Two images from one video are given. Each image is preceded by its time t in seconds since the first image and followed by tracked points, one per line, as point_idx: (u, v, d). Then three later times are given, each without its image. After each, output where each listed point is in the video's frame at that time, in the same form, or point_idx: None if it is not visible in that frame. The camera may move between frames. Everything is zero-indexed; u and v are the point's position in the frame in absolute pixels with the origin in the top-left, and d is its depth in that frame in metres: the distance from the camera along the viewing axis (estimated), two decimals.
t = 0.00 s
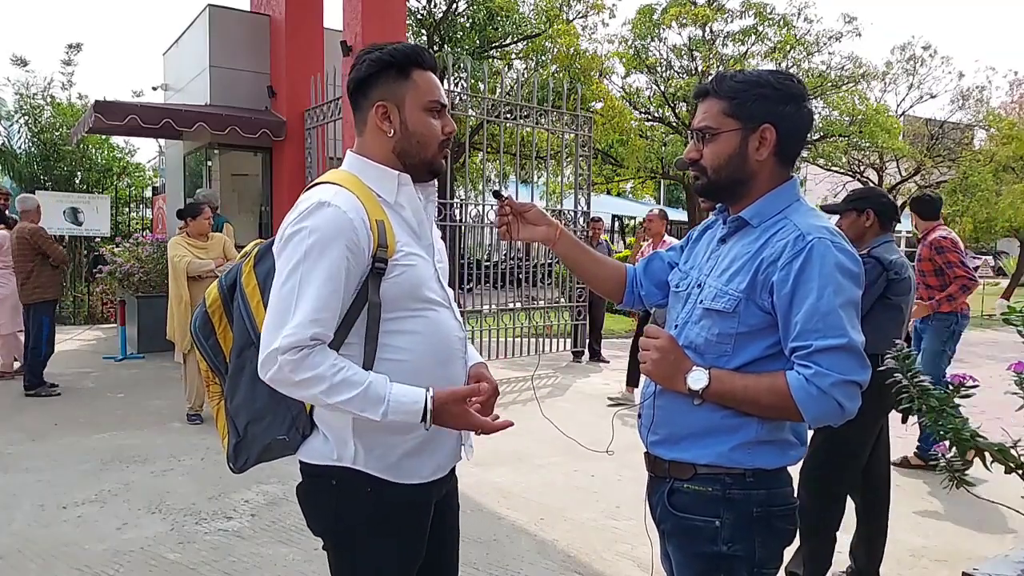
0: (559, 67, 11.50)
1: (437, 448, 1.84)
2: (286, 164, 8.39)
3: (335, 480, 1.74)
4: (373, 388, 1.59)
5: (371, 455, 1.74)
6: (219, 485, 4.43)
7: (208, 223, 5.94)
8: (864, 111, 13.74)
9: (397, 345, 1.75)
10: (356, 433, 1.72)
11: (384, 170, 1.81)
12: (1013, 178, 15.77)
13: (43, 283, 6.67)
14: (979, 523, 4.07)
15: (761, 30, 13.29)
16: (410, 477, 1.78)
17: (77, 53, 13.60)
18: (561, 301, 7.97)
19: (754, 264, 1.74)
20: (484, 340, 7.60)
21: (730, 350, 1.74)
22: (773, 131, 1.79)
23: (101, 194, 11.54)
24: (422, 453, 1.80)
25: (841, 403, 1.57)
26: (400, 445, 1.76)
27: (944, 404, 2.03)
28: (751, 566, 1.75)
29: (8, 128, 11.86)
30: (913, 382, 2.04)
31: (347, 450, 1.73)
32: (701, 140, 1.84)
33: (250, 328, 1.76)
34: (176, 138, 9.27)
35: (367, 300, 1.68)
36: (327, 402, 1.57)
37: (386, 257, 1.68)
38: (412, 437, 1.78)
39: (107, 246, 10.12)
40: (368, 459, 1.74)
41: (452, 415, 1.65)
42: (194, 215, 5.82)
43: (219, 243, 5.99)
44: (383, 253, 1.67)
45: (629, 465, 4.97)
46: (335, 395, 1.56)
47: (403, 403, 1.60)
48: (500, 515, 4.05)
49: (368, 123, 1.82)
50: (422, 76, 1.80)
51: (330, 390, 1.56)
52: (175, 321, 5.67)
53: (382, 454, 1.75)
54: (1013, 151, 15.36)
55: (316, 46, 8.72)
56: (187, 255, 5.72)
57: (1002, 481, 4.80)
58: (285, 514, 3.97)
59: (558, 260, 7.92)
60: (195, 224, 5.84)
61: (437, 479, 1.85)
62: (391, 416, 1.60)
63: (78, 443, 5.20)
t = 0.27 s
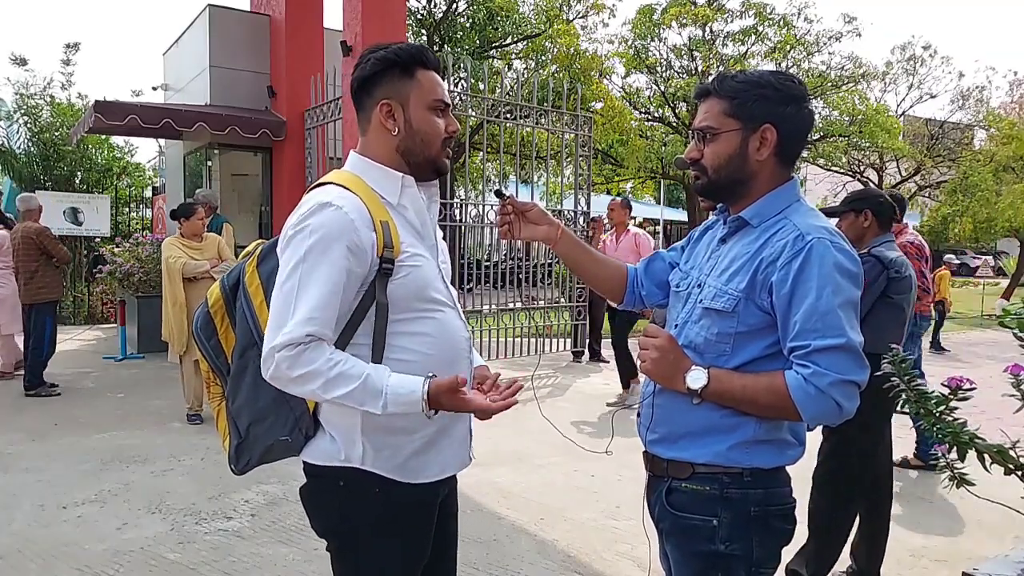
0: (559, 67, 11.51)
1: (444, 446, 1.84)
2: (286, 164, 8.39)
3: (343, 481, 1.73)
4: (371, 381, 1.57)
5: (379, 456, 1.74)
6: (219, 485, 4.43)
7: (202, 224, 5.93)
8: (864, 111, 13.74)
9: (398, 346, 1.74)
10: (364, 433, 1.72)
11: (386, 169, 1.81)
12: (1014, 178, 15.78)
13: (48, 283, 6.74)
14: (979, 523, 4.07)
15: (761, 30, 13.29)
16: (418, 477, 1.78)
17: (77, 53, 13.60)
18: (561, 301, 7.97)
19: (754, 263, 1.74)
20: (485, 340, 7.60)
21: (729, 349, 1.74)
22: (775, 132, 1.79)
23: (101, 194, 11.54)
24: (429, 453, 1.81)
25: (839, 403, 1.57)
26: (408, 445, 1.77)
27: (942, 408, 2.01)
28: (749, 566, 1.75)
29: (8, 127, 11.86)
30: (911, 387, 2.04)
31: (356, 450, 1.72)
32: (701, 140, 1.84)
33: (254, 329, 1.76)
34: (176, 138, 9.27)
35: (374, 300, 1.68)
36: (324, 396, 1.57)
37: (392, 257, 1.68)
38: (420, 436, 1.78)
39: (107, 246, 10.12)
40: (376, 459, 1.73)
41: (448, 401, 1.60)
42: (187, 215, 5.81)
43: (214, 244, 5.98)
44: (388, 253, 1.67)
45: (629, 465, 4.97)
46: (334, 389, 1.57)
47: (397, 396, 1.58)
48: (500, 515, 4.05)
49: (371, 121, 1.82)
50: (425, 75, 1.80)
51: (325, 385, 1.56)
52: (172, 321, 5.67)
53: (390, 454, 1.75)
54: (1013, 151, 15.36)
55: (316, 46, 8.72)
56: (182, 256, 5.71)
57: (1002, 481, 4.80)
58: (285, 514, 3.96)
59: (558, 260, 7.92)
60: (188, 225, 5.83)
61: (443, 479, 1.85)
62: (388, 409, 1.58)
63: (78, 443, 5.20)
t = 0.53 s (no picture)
0: (559, 67, 11.52)
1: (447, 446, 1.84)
2: (286, 164, 8.39)
3: (345, 481, 1.73)
4: (387, 389, 1.56)
5: (382, 455, 1.74)
6: (219, 485, 4.42)
7: (198, 224, 5.94)
8: (864, 111, 13.74)
9: (401, 347, 1.74)
10: (367, 433, 1.72)
11: (390, 168, 1.81)
12: (1013, 178, 15.78)
13: (54, 283, 6.78)
14: (979, 523, 4.07)
15: (761, 30, 13.29)
16: (421, 475, 1.78)
17: (77, 53, 13.60)
18: (561, 301, 7.98)
19: (755, 263, 1.73)
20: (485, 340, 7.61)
21: (729, 349, 1.74)
22: (777, 132, 1.78)
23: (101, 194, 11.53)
24: (432, 452, 1.80)
25: (839, 402, 1.57)
26: (411, 445, 1.76)
27: (943, 406, 2.00)
28: (749, 566, 1.75)
29: (8, 127, 11.86)
30: (913, 385, 2.03)
31: (358, 450, 1.72)
32: (704, 139, 1.84)
33: (255, 328, 1.76)
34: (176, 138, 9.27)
35: (371, 304, 1.68)
36: (337, 401, 1.55)
37: (391, 258, 1.68)
38: (424, 437, 1.78)
39: (107, 246, 10.12)
40: (379, 459, 1.73)
41: (462, 422, 1.60)
42: (184, 216, 5.82)
43: (210, 245, 5.98)
44: (388, 255, 1.67)
45: (629, 465, 4.97)
46: (348, 396, 1.55)
47: (415, 409, 1.58)
48: (500, 515, 4.05)
49: (374, 120, 1.82)
50: (429, 75, 1.81)
51: (341, 390, 1.54)
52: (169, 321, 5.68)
53: (394, 453, 1.74)
54: (1013, 151, 15.37)
55: (316, 46, 8.72)
56: (179, 257, 5.72)
57: (1002, 480, 4.80)
58: (285, 514, 3.96)
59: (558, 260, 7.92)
60: (184, 226, 5.83)
61: (445, 479, 1.85)
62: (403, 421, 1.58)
63: (78, 443, 5.19)
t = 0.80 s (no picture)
0: (559, 67, 11.55)
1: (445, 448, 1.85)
2: (286, 164, 8.39)
3: (344, 482, 1.74)
4: (381, 403, 1.61)
5: (380, 457, 1.74)
6: (219, 485, 4.42)
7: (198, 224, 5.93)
8: (864, 111, 13.74)
9: (402, 348, 1.74)
10: (366, 435, 1.72)
11: (395, 169, 1.81)
12: (1013, 178, 15.80)
13: (60, 282, 6.82)
14: (979, 523, 4.07)
15: (761, 30, 13.29)
16: (418, 479, 1.79)
17: (77, 53, 13.60)
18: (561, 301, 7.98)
19: (757, 263, 1.73)
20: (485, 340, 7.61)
21: (731, 349, 1.74)
22: (779, 132, 1.78)
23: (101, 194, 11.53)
24: (430, 456, 1.81)
25: (842, 401, 1.57)
26: (409, 447, 1.77)
27: (942, 407, 2.00)
28: (751, 567, 1.75)
29: (8, 127, 11.87)
30: (912, 386, 2.02)
31: (357, 451, 1.73)
32: (706, 140, 1.84)
33: (258, 328, 1.76)
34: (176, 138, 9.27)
35: (370, 305, 1.68)
36: (336, 411, 1.58)
37: (393, 258, 1.68)
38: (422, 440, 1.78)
39: (108, 246, 10.11)
40: (377, 460, 1.74)
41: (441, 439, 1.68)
42: (184, 216, 5.81)
43: (210, 245, 5.98)
44: (390, 254, 1.67)
45: (629, 465, 4.97)
46: (346, 408, 1.58)
47: (406, 426, 1.63)
48: (500, 515, 4.05)
49: (380, 122, 1.82)
50: (434, 76, 1.81)
51: (343, 401, 1.57)
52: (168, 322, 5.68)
53: (392, 456, 1.75)
54: (1013, 151, 15.38)
55: (316, 47, 8.72)
56: (178, 257, 5.72)
57: (1002, 481, 4.80)
58: (285, 514, 3.96)
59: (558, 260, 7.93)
60: (184, 226, 5.83)
61: (444, 480, 1.85)
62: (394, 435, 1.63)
63: (78, 443, 5.19)
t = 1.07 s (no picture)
0: (560, 67, 11.68)
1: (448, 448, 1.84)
2: (286, 164, 8.39)
3: (346, 483, 1.74)
4: (370, 394, 1.59)
5: (382, 457, 1.74)
6: (219, 485, 4.42)
7: (199, 224, 5.93)
8: (864, 111, 13.74)
9: (404, 347, 1.74)
10: (368, 435, 1.72)
11: (400, 169, 1.81)
12: (1013, 178, 15.82)
13: (61, 280, 6.83)
14: (979, 523, 4.07)
15: (761, 30, 13.29)
16: (420, 479, 1.78)
17: (77, 53, 13.60)
18: (561, 301, 7.99)
19: (759, 263, 1.73)
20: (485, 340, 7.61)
21: (734, 349, 1.74)
22: (779, 132, 1.79)
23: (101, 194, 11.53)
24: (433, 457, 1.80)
25: (847, 401, 1.57)
26: (410, 447, 1.76)
27: (945, 405, 2.00)
28: (754, 567, 1.75)
29: (8, 127, 11.88)
30: (914, 384, 2.01)
31: (359, 452, 1.73)
32: (705, 140, 1.84)
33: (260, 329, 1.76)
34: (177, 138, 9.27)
35: (375, 302, 1.68)
36: (321, 400, 1.57)
37: (396, 256, 1.68)
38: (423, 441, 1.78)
39: (107, 246, 10.11)
40: (379, 460, 1.73)
41: (436, 430, 1.64)
42: (184, 216, 5.81)
43: (210, 244, 5.97)
44: (393, 253, 1.67)
45: (629, 465, 4.97)
46: (333, 396, 1.57)
47: (395, 415, 1.60)
48: (500, 515, 4.05)
49: (389, 123, 1.82)
50: (442, 79, 1.82)
51: (328, 389, 1.56)
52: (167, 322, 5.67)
53: (393, 456, 1.74)
54: (1013, 151, 15.39)
55: (316, 46, 8.72)
56: (178, 257, 5.72)
57: (1002, 480, 4.80)
58: (286, 514, 3.96)
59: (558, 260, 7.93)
60: (184, 225, 5.83)
61: (446, 480, 1.85)
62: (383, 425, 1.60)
63: (78, 443, 5.19)
